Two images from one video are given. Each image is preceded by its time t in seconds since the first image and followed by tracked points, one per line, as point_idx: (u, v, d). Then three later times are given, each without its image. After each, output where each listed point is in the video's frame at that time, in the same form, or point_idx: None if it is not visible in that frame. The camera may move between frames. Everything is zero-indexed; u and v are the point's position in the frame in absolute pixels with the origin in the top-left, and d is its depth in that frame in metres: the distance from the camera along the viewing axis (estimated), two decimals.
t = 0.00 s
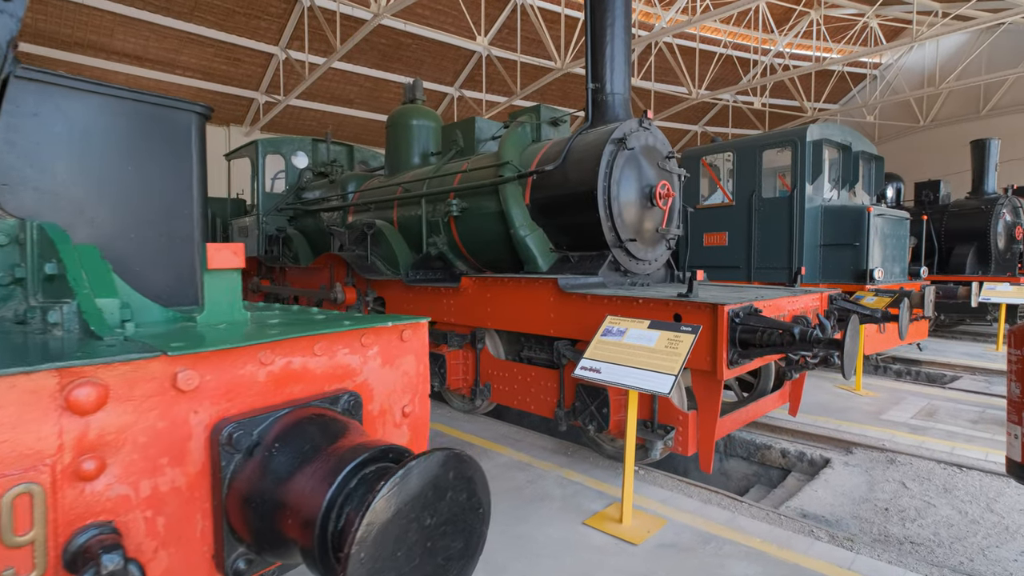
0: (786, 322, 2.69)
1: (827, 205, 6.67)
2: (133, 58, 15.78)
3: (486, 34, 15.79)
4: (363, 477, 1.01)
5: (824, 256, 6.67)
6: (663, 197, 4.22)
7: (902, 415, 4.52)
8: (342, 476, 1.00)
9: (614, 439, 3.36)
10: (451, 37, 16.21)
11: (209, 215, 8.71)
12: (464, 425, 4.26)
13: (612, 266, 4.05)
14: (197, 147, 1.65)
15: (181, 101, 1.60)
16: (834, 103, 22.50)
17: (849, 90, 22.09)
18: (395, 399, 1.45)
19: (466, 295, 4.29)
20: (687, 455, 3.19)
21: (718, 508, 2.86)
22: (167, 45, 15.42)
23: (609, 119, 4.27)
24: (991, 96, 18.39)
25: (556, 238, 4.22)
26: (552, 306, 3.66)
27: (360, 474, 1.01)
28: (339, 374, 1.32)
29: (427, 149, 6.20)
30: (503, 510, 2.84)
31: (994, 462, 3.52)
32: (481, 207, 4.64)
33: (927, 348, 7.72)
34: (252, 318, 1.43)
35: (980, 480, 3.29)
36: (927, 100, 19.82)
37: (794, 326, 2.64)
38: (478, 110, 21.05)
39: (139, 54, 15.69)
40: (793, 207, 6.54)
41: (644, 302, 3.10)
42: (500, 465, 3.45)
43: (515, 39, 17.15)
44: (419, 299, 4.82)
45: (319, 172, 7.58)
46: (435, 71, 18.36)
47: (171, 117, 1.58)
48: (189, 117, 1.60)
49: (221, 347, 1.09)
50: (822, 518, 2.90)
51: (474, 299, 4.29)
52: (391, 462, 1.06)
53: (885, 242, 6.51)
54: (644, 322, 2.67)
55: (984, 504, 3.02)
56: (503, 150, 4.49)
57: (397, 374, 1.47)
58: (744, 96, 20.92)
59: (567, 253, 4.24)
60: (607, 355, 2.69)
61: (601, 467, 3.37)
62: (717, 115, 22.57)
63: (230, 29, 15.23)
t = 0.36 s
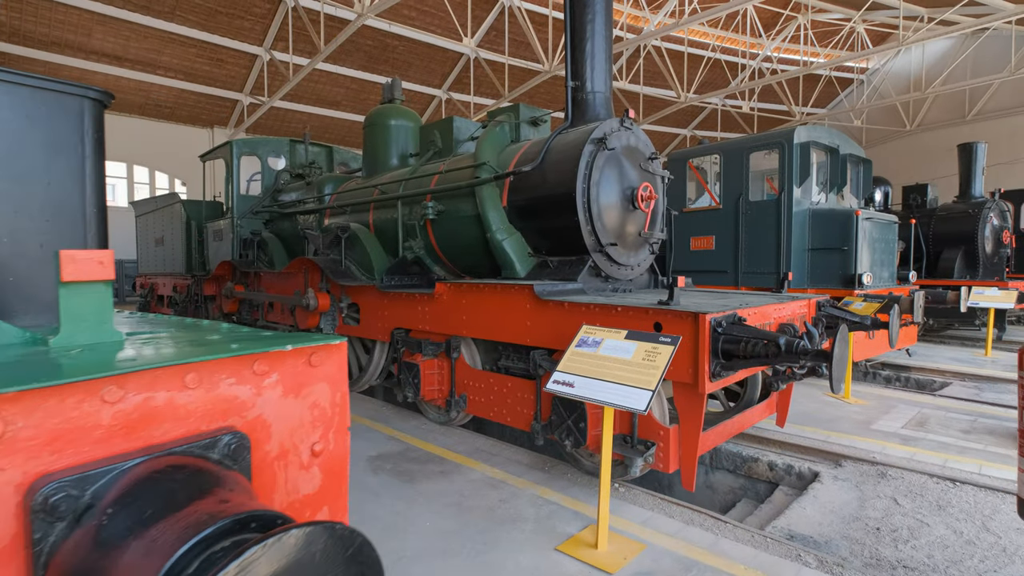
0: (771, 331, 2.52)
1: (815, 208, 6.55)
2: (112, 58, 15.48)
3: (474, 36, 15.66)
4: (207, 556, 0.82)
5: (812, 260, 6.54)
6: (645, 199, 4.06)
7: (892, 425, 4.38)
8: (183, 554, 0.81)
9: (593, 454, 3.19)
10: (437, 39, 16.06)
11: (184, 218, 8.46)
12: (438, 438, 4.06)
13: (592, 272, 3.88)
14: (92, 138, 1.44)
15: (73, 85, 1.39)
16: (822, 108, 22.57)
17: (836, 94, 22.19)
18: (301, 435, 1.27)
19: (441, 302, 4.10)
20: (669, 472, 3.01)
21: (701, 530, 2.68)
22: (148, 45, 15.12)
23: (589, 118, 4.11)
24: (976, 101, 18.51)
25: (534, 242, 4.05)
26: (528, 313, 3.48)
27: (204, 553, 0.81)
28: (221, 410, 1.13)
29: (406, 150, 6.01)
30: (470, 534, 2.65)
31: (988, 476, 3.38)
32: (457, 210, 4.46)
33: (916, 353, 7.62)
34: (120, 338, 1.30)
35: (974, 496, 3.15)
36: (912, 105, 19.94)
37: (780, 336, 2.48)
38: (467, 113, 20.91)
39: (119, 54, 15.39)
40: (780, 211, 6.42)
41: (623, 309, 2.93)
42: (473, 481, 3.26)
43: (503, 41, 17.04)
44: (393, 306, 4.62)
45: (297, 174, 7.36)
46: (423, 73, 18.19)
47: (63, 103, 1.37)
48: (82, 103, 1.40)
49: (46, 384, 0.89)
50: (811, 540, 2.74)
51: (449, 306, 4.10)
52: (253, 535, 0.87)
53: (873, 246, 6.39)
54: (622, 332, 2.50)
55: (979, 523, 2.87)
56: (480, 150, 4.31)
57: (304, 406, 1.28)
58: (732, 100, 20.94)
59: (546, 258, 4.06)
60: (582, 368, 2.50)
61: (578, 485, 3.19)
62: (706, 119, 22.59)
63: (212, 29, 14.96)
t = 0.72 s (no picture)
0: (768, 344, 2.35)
1: (811, 215, 6.42)
2: (102, 64, 15.34)
3: (468, 43, 15.57)
4: None
5: (809, 268, 6.39)
6: (636, 206, 3.90)
7: (894, 440, 4.21)
8: None
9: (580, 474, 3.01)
10: (431, 45, 15.97)
11: (168, 225, 8.28)
12: (420, 455, 3.87)
13: (581, 280, 3.71)
14: None
15: None
16: (817, 116, 22.57)
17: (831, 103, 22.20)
18: (195, 482, 1.16)
19: (423, 312, 3.92)
20: (661, 493, 2.83)
21: (693, 558, 2.49)
22: (139, 50, 14.97)
23: (578, 121, 3.96)
24: (970, 109, 18.52)
25: (520, 249, 3.88)
26: (513, 324, 3.30)
27: None
28: (80, 458, 0.98)
29: (393, 155, 5.85)
30: (445, 564, 2.46)
31: (996, 496, 3.22)
32: (442, 216, 4.30)
33: (916, 364, 7.46)
34: None
35: (983, 518, 2.98)
36: (907, 113, 19.93)
37: (777, 350, 2.31)
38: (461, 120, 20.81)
39: (109, 60, 15.25)
40: (776, 218, 6.28)
41: (610, 321, 2.76)
42: (453, 503, 3.07)
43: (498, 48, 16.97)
44: (374, 315, 4.45)
45: (283, 180, 7.20)
46: (418, 81, 18.09)
47: None
48: None
49: None
50: (812, 568, 2.56)
51: (432, 316, 3.93)
52: None
53: (870, 254, 6.24)
54: (607, 346, 2.33)
55: (988, 548, 2.70)
56: (464, 155, 4.16)
57: (198, 448, 1.16)
58: (727, 108, 20.92)
59: (533, 266, 3.90)
60: (564, 385, 2.33)
61: (565, 507, 3.01)
62: (701, 127, 22.56)
63: (204, 35, 14.82)
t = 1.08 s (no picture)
0: (773, 360, 2.17)
1: (813, 221, 6.26)
2: (97, 69, 15.22)
3: (465, 49, 15.47)
4: None
5: (811, 276, 6.21)
6: (633, 210, 3.72)
7: (903, 455, 4.03)
8: None
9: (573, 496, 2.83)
10: (429, 51, 15.87)
11: (156, 231, 8.10)
12: (405, 473, 3.67)
13: (574, 288, 3.52)
14: None
15: None
16: (816, 123, 22.47)
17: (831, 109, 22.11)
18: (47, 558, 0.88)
19: (410, 321, 3.74)
20: (659, 518, 2.63)
21: None
22: (134, 56, 14.84)
23: (572, 122, 3.79)
24: (970, 116, 18.44)
25: (511, 256, 3.71)
26: (501, 335, 3.12)
27: None
28: None
29: (383, 159, 5.68)
30: None
31: (1015, 519, 3.03)
32: (431, 221, 4.13)
33: (922, 374, 7.27)
34: None
35: (1003, 543, 2.79)
36: (906, 120, 19.85)
37: (783, 365, 2.13)
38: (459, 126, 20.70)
39: (104, 65, 15.13)
40: (777, 224, 6.12)
41: (604, 332, 2.57)
42: (437, 527, 2.88)
43: (495, 54, 16.89)
44: (361, 325, 4.27)
45: (272, 185, 7.03)
46: (415, 87, 17.98)
47: None
48: None
49: None
50: None
51: (419, 326, 3.74)
52: None
53: (875, 261, 6.06)
54: (599, 360, 2.16)
55: None
56: (454, 157, 3.99)
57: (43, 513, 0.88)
58: (726, 115, 20.84)
59: (525, 274, 3.72)
60: (553, 403, 2.14)
61: (556, 532, 2.82)
62: (700, 133, 22.50)
63: (199, 40, 14.67)
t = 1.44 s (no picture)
0: (781, 379, 2.01)
1: (815, 231, 6.12)
2: (93, 78, 15.15)
3: (463, 58, 15.42)
4: None
5: (814, 286, 6.06)
6: (631, 218, 3.57)
7: (914, 474, 3.85)
8: None
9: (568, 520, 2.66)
10: (427, 61, 15.85)
11: (146, 240, 7.97)
12: (392, 493, 3.49)
13: (570, 300, 3.38)
14: None
15: None
16: (815, 132, 22.43)
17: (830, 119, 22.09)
18: None
19: (398, 334, 3.59)
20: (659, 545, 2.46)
21: None
22: (131, 65, 14.78)
23: (567, 127, 3.65)
24: (969, 125, 18.40)
25: (504, 266, 3.56)
26: (492, 349, 2.96)
27: None
28: None
29: (375, 166, 5.55)
30: None
31: None
32: (422, 230, 3.98)
33: (929, 387, 7.08)
34: None
35: None
36: (906, 129, 19.81)
37: (792, 385, 1.97)
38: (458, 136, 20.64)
39: (101, 74, 15.07)
40: (778, 233, 5.98)
41: (600, 347, 2.41)
42: (423, 553, 2.70)
43: (494, 64, 16.86)
44: (349, 337, 4.11)
45: (263, 193, 6.90)
46: (414, 96, 17.93)
47: None
48: None
49: None
50: None
51: (407, 339, 3.59)
52: None
53: (879, 271, 5.91)
54: (594, 379, 2.00)
55: None
56: (445, 164, 3.85)
57: None
58: (726, 124, 20.80)
59: (518, 284, 3.57)
60: (544, 426, 1.98)
61: (550, 559, 2.64)
62: (699, 143, 22.48)
63: (197, 49, 14.61)
